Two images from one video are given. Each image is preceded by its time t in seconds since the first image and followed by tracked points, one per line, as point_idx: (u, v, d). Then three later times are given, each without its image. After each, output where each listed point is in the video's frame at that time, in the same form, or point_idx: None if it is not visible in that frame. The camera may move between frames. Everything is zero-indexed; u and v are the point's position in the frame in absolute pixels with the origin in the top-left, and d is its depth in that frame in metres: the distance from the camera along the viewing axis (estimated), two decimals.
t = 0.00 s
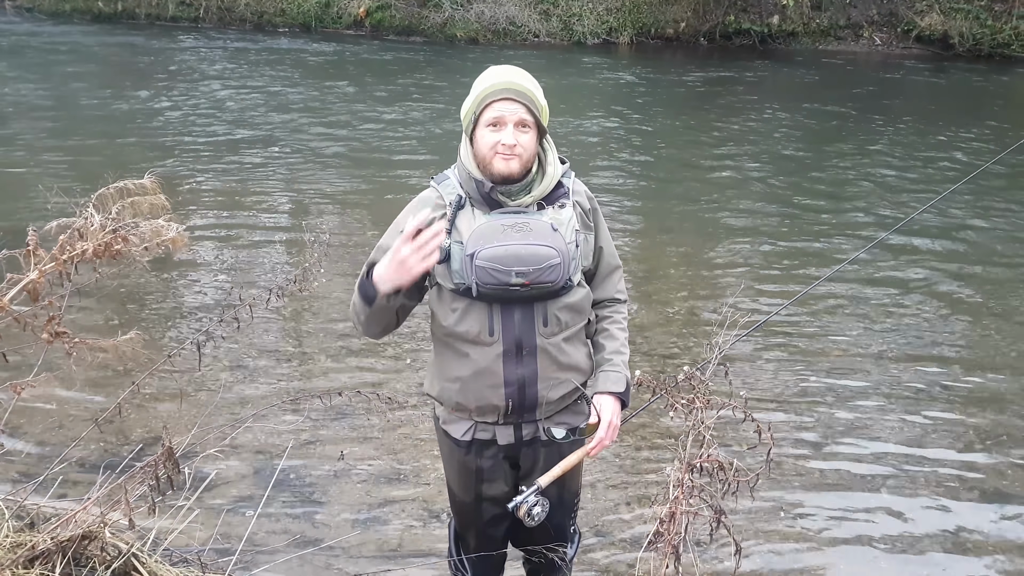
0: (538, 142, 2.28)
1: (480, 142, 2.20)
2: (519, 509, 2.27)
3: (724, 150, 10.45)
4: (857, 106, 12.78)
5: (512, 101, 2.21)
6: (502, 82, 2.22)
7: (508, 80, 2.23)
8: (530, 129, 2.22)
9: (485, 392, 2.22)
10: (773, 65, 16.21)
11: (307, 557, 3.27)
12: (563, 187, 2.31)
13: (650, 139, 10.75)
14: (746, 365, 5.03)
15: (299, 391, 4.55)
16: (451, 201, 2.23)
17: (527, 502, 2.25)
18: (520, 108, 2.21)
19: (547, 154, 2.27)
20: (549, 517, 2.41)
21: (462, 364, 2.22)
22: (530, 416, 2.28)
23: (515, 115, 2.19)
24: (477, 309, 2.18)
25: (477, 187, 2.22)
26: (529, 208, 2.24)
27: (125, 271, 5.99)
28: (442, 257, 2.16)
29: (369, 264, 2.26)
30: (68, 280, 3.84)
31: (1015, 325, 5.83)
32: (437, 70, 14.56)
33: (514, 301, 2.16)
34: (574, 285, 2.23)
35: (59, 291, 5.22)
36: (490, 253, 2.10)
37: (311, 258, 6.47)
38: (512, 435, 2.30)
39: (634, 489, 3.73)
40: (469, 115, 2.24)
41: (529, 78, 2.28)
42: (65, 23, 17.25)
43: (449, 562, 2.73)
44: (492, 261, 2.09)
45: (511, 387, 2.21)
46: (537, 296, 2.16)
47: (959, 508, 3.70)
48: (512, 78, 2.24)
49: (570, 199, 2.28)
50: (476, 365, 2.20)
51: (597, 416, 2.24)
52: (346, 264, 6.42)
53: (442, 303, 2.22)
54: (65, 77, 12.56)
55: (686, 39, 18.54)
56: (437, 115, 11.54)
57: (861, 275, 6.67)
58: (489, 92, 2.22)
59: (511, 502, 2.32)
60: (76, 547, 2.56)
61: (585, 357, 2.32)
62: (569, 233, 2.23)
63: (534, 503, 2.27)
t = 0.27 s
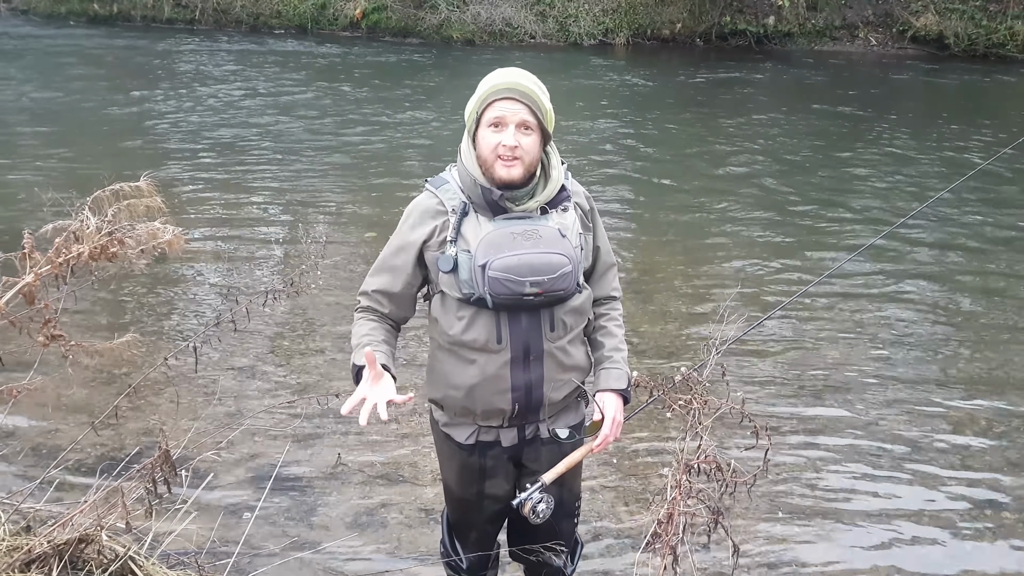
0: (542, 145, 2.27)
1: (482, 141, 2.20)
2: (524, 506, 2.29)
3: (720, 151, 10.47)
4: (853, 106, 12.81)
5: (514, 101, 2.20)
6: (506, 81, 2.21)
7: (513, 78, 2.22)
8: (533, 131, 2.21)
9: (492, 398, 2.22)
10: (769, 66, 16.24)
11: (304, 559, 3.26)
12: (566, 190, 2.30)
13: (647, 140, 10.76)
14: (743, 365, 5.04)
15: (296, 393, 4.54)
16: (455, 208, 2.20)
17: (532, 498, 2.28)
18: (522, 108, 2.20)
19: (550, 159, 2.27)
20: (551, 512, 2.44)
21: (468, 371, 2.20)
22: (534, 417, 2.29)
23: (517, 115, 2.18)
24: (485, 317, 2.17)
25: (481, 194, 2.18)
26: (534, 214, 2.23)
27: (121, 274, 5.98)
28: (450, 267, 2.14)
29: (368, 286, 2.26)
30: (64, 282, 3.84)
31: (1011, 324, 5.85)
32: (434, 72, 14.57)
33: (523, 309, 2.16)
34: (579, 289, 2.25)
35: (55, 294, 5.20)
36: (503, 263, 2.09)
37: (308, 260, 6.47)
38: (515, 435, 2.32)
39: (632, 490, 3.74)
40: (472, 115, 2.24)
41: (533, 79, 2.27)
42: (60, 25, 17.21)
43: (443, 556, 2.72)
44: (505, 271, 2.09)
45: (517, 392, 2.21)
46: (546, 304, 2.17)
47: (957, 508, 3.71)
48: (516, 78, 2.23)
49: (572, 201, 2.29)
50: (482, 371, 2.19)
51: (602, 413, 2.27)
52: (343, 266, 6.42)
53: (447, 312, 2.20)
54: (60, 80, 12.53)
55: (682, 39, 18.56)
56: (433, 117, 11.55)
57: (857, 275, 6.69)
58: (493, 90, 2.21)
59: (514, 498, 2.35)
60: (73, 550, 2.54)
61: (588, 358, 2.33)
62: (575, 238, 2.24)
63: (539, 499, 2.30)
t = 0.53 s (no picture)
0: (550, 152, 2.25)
1: (490, 150, 2.18)
2: (527, 509, 2.27)
3: (719, 150, 10.47)
4: (852, 106, 12.81)
5: (524, 110, 2.17)
6: (514, 89, 2.18)
7: (521, 86, 2.20)
8: (541, 140, 2.19)
9: (492, 401, 2.23)
10: (768, 65, 16.24)
11: (304, 558, 3.27)
12: (573, 197, 2.27)
13: (645, 139, 10.76)
14: (743, 365, 5.04)
15: (296, 392, 4.54)
16: (459, 215, 2.19)
17: (535, 502, 2.25)
18: (531, 118, 2.17)
19: (557, 166, 2.24)
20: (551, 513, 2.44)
21: (468, 375, 2.21)
22: (534, 419, 2.30)
23: (526, 124, 2.16)
24: (486, 328, 2.17)
25: (486, 203, 2.17)
26: (538, 223, 2.21)
27: (120, 273, 5.99)
28: (452, 279, 2.14)
29: (373, 288, 2.26)
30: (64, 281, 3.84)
31: (1009, 324, 5.86)
32: (433, 71, 14.56)
33: (524, 322, 2.17)
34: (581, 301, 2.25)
35: (54, 293, 5.20)
36: (505, 280, 2.10)
37: (307, 259, 6.47)
38: (515, 434, 2.32)
39: (631, 490, 3.74)
40: (479, 123, 2.22)
41: (542, 84, 2.23)
42: (58, 24, 17.20)
43: (443, 553, 2.72)
44: (508, 289, 2.10)
45: (517, 397, 2.23)
46: (548, 317, 2.18)
47: (956, 509, 3.71)
48: (524, 85, 2.20)
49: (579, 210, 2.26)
50: (482, 376, 2.20)
51: (607, 417, 2.27)
52: (343, 265, 6.41)
53: (448, 318, 2.21)
54: (59, 79, 12.53)
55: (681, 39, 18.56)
56: (433, 116, 11.54)
57: (856, 274, 6.69)
58: (501, 98, 2.19)
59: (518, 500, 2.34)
60: (73, 548, 2.55)
61: (589, 360, 2.34)
62: (579, 251, 2.23)
63: (542, 502, 2.28)
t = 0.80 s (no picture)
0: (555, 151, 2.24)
1: (495, 151, 2.16)
2: (529, 505, 2.25)
3: (720, 149, 10.47)
4: (854, 105, 12.80)
5: (529, 112, 2.15)
6: (520, 90, 2.16)
7: (526, 86, 2.17)
8: (547, 141, 2.18)
9: (494, 402, 2.23)
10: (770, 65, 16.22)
11: (304, 555, 3.27)
12: (576, 196, 2.27)
13: (647, 138, 10.76)
14: (744, 365, 5.03)
15: (297, 391, 4.54)
16: (462, 213, 2.19)
17: (537, 497, 2.24)
18: (537, 119, 2.15)
19: (563, 165, 2.23)
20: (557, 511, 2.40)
21: (470, 376, 2.22)
22: (537, 421, 2.30)
23: (532, 127, 2.14)
24: (488, 325, 2.18)
25: (489, 201, 2.17)
26: (541, 221, 2.21)
27: (122, 270, 5.99)
28: (454, 276, 2.14)
29: (374, 287, 2.27)
30: (65, 278, 3.83)
31: (1011, 325, 5.85)
32: (434, 70, 14.56)
33: (526, 318, 2.17)
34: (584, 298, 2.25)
35: (56, 289, 5.20)
36: (508, 277, 2.09)
37: (308, 257, 6.47)
38: (519, 436, 2.32)
39: (632, 489, 3.73)
40: (483, 122, 2.19)
41: (547, 84, 2.21)
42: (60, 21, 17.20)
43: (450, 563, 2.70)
44: (510, 286, 2.09)
45: (519, 397, 2.23)
46: (551, 315, 2.18)
47: (958, 510, 3.71)
48: (531, 85, 2.18)
49: (582, 209, 2.26)
50: (485, 376, 2.21)
51: (610, 411, 2.23)
52: (344, 264, 6.41)
53: (449, 316, 2.21)
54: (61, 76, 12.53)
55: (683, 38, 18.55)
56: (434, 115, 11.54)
57: (857, 274, 6.68)
58: (507, 99, 2.16)
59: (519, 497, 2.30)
60: (74, 543, 2.57)
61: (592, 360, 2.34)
62: (582, 249, 2.23)
63: (544, 498, 2.25)
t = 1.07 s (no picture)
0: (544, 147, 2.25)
1: (481, 145, 2.21)
2: (522, 501, 2.22)
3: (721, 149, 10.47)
4: (855, 106, 12.79)
5: (509, 106, 2.17)
6: (502, 85, 2.18)
7: (508, 81, 2.19)
8: (529, 136, 2.19)
9: (491, 399, 2.22)
10: (771, 65, 16.21)
11: (305, 554, 3.27)
12: (572, 192, 2.29)
13: (648, 138, 10.76)
14: (745, 364, 5.03)
15: (298, 390, 4.55)
16: (459, 206, 2.22)
17: (529, 494, 2.20)
18: (515, 114, 2.17)
19: (555, 160, 2.26)
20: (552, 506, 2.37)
21: (466, 372, 2.22)
22: (534, 421, 2.29)
23: (511, 121, 2.17)
24: (483, 318, 2.18)
25: (484, 193, 2.20)
26: (538, 215, 2.22)
27: (123, 269, 6.00)
28: (449, 265, 2.16)
29: (377, 285, 2.27)
30: (66, 276, 3.83)
31: (1012, 325, 5.84)
32: (435, 69, 14.56)
33: (520, 309, 2.16)
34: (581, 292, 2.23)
35: (57, 288, 5.21)
36: (500, 263, 2.10)
37: (309, 256, 6.47)
38: (516, 438, 2.32)
39: (632, 488, 3.74)
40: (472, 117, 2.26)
41: (531, 78, 2.21)
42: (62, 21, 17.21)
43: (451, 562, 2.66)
44: (503, 272, 2.09)
45: (516, 394, 2.21)
46: (546, 306, 2.17)
47: (957, 509, 3.70)
48: (511, 81, 2.19)
49: (578, 204, 2.27)
50: (481, 373, 2.20)
51: (603, 402, 2.22)
52: (345, 263, 6.41)
53: (446, 309, 2.22)
54: (62, 75, 12.54)
55: (684, 38, 18.55)
56: (435, 114, 11.54)
57: (858, 274, 6.68)
58: (490, 93, 2.20)
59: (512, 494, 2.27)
60: (75, 543, 2.57)
61: (590, 360, 2.32)
62: (578, 241, 2.22)
63: (538, 496, 2.23)
